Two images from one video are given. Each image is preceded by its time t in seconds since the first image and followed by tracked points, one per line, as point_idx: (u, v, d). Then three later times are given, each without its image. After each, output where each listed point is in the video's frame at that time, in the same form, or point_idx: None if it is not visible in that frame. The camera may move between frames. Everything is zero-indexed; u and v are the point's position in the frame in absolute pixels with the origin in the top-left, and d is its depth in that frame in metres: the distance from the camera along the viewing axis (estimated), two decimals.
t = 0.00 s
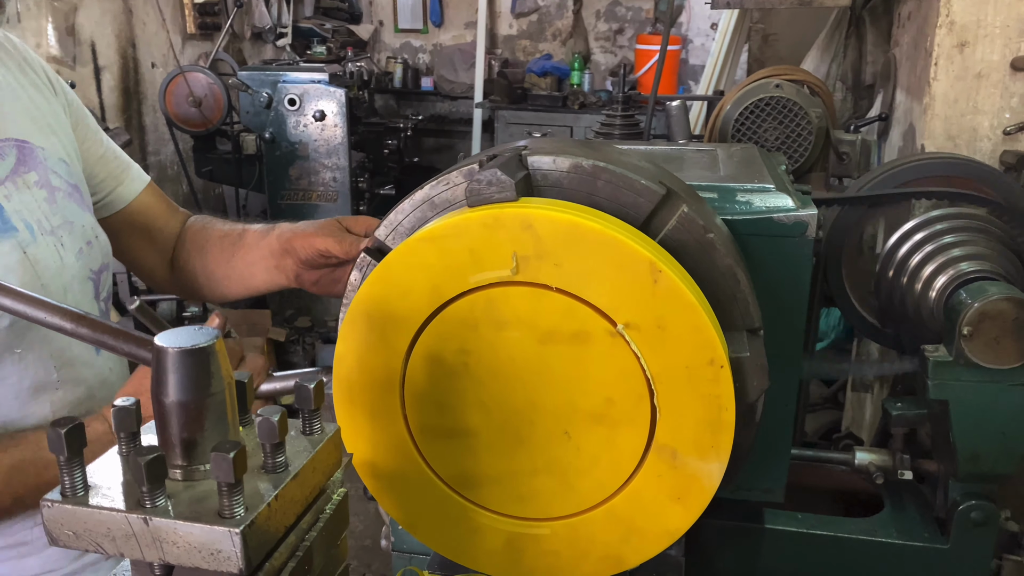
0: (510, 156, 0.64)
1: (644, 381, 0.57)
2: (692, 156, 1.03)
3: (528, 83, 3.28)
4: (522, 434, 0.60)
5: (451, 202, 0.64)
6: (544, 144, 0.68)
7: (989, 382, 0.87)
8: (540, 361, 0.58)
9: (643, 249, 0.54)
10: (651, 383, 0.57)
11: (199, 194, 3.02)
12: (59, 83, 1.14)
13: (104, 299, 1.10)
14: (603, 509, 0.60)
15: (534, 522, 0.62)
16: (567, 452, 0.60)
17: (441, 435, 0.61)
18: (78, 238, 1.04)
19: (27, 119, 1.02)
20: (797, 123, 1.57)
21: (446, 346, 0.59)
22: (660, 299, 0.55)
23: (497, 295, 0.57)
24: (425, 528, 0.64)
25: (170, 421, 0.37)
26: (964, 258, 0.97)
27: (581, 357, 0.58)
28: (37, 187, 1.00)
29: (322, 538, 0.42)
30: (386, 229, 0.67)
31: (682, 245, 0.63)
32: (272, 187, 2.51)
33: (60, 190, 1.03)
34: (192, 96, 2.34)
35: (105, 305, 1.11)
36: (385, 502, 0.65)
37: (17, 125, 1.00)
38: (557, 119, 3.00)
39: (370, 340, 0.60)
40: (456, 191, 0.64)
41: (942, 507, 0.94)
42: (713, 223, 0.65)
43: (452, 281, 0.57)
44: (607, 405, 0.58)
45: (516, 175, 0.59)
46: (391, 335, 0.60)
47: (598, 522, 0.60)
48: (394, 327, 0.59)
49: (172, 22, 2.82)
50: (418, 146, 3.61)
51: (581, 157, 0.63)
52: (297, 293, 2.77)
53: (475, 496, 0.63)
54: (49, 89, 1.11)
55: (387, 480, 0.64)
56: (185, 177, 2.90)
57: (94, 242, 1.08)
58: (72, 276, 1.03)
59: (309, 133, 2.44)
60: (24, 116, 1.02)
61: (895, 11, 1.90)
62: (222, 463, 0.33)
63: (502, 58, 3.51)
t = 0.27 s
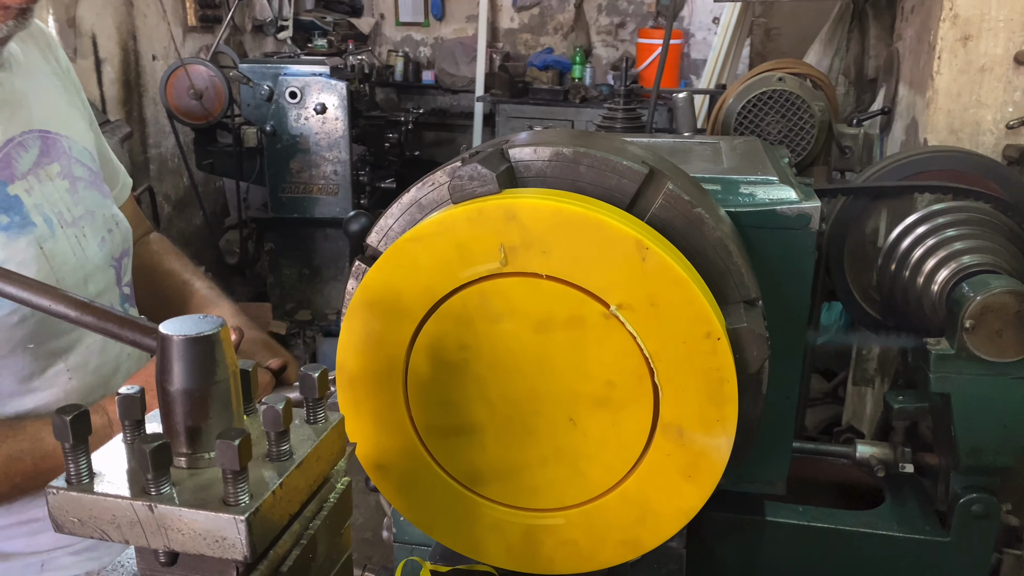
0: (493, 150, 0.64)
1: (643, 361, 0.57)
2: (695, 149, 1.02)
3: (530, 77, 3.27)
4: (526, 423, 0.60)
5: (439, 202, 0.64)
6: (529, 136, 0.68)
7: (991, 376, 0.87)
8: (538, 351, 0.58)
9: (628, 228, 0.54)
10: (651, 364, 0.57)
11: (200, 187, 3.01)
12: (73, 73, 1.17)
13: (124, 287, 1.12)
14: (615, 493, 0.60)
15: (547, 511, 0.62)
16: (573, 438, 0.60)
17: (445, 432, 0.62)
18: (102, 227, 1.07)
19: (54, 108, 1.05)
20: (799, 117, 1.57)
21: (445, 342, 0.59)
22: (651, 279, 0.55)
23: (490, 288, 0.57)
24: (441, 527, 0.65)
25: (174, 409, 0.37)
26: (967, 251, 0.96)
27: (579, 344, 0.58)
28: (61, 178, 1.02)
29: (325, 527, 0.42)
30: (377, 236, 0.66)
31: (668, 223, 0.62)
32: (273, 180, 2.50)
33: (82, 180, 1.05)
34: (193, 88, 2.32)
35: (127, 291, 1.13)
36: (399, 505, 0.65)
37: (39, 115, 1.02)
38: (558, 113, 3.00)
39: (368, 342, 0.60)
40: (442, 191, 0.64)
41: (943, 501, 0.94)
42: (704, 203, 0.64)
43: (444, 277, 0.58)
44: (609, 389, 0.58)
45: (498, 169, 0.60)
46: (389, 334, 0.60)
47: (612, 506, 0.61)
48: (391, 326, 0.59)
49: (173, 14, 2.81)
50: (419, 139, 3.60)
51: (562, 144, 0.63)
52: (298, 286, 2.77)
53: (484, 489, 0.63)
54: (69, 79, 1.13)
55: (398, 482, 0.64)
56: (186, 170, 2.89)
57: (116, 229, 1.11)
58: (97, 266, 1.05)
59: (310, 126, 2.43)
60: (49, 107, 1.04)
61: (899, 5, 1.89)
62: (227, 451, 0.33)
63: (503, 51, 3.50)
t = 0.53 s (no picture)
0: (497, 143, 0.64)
1: (645, 355, 0.57)
2: (697, 143, 1.02)
3: (531, 72, 3.26)
4: (528, 417, 0.60)
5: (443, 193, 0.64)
6: (534, 129, 0.67)
7: (993, 371, 0.87)
8: (541, 345, 0.58)
9: (632, 222, 0.54)
10: (653, 359, 0.57)
11: (201, 181, 3.01)
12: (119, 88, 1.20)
13: (138, 290, 1.12)
14: (615, 486, 0.60)
15: (548, 504, 0.62)
16: (575, 432, 0.60)
17: (447, 425, 0.62)
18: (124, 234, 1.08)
19: (92, 116, 1.07)
20: (801, 112, 1.57)
21: (447, 334, 0.60)
22: (655, 273, 0.55)
23: (493, 281, 0.57)
24: (441, 519, 0.65)
25: (177, 400, 0.37)
26: (968, 246, 0.96)
27: (582, 337, 0.58)
28: (92, 184, 1.04)
29: (328, 518, 0.42)
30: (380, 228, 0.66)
31: (672, 217, 0.62)
32: (273, 175, 2.50)
33: (111, 186, 1.07)
34: (194, 82, 2.31)
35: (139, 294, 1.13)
36: (400, 496, 0.65)
37: (79, 120, 1.04)
38: (559, 108, 2.99)
39: (370, 334, 0.60)
40: (446, 183, 0.64)
41: (943, 495, 0.94)
42: (706, 196, 0.63)
43: (448, 270, 0.58)
44: (611, 382, 0.58)
45: (502, 162, 0.60)
46: (392, 327, 0.60)
47: (612, 499, 0.61)
48: (394, 319, 0.60)
49: (174, 8, 2.80)
50: (419, 134, 3.59)
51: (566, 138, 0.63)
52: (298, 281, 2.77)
53: (485, 482, 0.63)
54: (114, 89, 1.18)
55: (399, 473, 0.64)
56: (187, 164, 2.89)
57: (137, 235, 1.12)
58: (113, 271, 1.05)
59: (311, 121, 2.43)
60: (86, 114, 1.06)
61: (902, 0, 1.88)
62: (231, 441, 0.33)
63: (504, 46, 3.49)
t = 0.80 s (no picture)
0: (498, 134, 0.64)
1: (647, 346, 0.57)
2: (699, 136, 1.02)
3: (531, 67, 3.25)
4: (530, 408, 0.60)
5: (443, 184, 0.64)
6: (536, 120, 0.67)
7: (996, 364, 0.86)
8: (543, 336, 0.58)
9: (634, 212, 0.54)
10: (655, 350, 0.56)
11: (201, 176, 3.00)
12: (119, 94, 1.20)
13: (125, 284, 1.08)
14: (617, 478, 0.60)
15: (549, 496, 0.62)
16: (576, 423, 0.60)
17: (448, 417, 0.61)
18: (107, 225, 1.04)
19: (83, 111, 1.06)
20: (803, 106, 1.56)
21: (448, 326, 0.59)
22: (656, 264, 0.54)
23: (494, 272, 0.57)
24: (441, 510, 0.65)
25: (178, 388, 0.37)
26: (971, 239, 0.96)
27: (583, 327, 0.57)
28: (74, 173, 1.01)
29: (330, 508, 0.42)
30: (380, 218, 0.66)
31: (675, 208, 0.62)
32: (274, 169, 2.49)
33: (98, 177, 1.04)
34: (194, 76, 2.32)
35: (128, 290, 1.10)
36: (400, 487, 0.65)
37: (66, 113, 1.03)
38: (560, 103, 2.98)
39: (371, 324, 0.60)
40: (447, 173, 0.63)
41: (944, 489, 0.94)
42: (709, 187, 0.63)
43: (449, 261, 0.57)
44: (612, 373, 0.58)
45: (504, 152, 0.59)
46: (393, 318, 0.60)
47: (613, 491, 0.61)
48: (394, 310, 0.59)
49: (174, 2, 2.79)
50: (420, 129, 3.58)
51: (569, 128, 0.62)
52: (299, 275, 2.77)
53: (486, 474, 0.63)
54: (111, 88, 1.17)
55: (399, 464, 0.64)
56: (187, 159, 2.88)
57: (123, 229, 1.08)
58: (90, 262, 1.01)
59: (311, 115, 2.42)
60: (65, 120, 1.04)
61: None
62: (232, 429, 0.33)
63: (505, 41, 3.48)
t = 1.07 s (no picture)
0: (499, 132, 0.64)
1: (648, 345, 0.57)
2: (700, 135, 1.02)
3: (531, 66, 3.25)
4: (530, 407, 0.60)
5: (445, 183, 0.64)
6: (537, 119, 0.67)
7: (996, 364, 0.86)
8: (543, 335, 0.58)
9: (636, 211, 0.54)
10: (656, 350, 0.56)
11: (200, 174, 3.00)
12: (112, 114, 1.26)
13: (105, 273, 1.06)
14: (617, 478, 0.60)
15: (549, 495, 0.62)
16: (577, 422, 0.60)
17: (448, 416, 0.61)
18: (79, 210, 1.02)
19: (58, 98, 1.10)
20: (804, 105, 1.56)
21: (449, 325, 0.59)
22: (657, 263, 0.54)
23: (495, 272, 0.57)
24: (441, 509, 0.65)
25: (179, 387, 0.37)
26: (972, 239, 0.96)
27: (584, 326, 0.57)
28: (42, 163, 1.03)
29: (331, 508, 0.42)
30: (382, 217, 0.66)
31: (676, 207, 0.62)
32: (273, 167, 2.49)
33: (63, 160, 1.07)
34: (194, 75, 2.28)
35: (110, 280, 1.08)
36: (400, 485, 0.65)
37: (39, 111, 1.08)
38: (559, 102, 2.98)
39: (371, 323, 0.60)
40: (448, 172, 0.63)
41: (944, 489, 0.94)
42: (709, 186, 0.63)
43: (450, 261, 0.57)
44: (613, 372, 0.58)
45: (505, 151, 0.59)
46: (394, 317, 0.60)
47: (614, 491, 0.61)
48: (395, 309, 0.59)
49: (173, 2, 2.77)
50: (419, 128, 3.58)
51: (570, 127, 0.62)
52: (298, 274, 2.76)
53: (486, 473, 0.63)
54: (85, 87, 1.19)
55: (399, 463, 0.64)
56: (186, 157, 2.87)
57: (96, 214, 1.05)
58: (65, 244, 1.00)
59: (310, 113, 2.42)
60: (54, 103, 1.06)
61: None
62: (233, 428, 0.33)
63: (505, 40, 3.47)
